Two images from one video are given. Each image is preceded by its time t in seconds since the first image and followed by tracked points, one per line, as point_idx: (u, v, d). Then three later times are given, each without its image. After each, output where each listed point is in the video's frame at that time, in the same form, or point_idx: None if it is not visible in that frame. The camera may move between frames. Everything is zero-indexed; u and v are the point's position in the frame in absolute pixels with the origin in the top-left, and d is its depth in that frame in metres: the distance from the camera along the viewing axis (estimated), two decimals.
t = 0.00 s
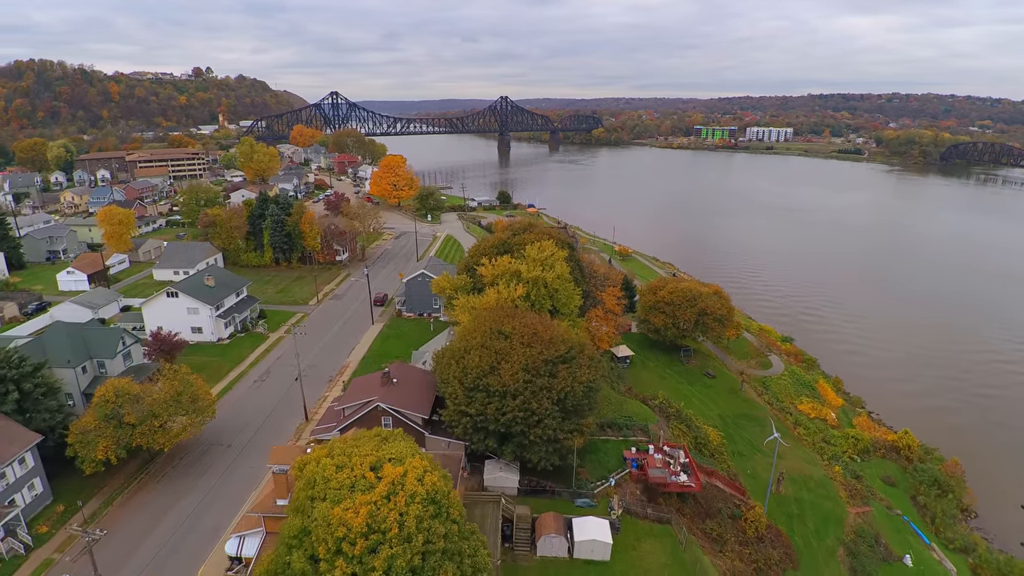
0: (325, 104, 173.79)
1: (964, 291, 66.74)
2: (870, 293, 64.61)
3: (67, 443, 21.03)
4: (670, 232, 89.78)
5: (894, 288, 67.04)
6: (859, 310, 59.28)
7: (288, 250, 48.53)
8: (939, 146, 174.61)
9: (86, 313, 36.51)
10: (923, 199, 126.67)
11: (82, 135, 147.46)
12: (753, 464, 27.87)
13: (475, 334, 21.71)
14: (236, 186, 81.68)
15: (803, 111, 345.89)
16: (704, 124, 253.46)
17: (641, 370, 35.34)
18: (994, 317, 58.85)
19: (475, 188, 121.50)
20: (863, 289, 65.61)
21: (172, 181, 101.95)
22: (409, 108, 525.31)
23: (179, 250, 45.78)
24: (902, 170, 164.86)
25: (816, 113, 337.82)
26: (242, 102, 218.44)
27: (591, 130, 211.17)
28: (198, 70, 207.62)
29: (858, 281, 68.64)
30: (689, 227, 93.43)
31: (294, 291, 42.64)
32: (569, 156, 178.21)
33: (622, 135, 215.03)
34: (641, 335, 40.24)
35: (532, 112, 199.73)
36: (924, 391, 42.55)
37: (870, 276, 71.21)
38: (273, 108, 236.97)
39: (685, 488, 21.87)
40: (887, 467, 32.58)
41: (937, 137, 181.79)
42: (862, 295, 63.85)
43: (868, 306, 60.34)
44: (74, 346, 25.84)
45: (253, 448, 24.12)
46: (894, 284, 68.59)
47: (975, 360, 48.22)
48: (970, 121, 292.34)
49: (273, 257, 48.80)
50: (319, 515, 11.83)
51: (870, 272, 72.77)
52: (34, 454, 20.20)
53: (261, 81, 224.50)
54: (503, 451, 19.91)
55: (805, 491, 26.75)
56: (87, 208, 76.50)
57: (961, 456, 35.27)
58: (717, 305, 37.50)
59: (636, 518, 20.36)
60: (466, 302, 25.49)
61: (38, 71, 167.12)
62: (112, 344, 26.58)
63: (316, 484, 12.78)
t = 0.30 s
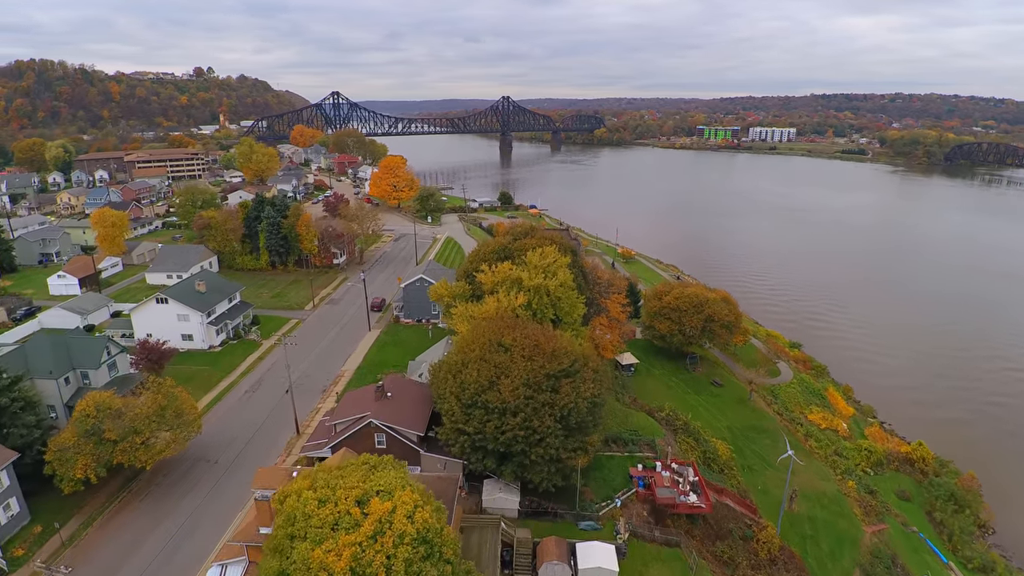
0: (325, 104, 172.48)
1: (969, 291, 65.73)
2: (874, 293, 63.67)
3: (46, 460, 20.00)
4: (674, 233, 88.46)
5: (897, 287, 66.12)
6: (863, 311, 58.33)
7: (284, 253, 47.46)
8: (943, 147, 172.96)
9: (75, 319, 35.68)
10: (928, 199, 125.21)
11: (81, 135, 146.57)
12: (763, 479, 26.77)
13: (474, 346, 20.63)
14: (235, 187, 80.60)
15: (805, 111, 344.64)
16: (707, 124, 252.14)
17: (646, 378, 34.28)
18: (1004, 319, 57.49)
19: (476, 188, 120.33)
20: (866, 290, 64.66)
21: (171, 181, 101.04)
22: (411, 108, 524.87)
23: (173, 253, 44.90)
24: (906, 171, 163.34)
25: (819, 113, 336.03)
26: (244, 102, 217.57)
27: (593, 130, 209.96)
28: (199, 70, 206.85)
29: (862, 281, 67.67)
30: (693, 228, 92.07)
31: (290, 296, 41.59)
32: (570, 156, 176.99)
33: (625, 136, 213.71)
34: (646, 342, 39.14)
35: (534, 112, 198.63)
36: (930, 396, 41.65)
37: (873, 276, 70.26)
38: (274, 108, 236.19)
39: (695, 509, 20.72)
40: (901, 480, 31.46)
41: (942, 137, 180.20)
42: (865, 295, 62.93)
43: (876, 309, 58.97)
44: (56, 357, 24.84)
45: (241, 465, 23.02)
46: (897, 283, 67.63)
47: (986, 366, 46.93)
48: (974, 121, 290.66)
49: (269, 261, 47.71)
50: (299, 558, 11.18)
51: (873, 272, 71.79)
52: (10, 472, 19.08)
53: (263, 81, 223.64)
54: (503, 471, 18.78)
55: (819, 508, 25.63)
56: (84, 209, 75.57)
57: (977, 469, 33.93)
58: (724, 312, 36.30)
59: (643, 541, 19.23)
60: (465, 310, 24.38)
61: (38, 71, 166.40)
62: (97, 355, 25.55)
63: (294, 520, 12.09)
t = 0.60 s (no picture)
0: (325, 104, 171.20)
1: (976, 292, 64.70)
2: (880, 294, 62.60)
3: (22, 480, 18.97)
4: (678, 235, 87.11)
5: (902, 288, 65.10)
6: (870, 313, 57.28)
7: (279, 256, 46.37)
8: (947, 147, 171.32)
9: (63, 325, 34.71)
10: (933, 200, 123.77)
11: (81, 135, 145.56)
12: (774, 497, 25.59)
13: (472, 359, 19.51)
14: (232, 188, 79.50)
15: (807, 112, 343.71)
16: (709, 125, 250.85)
17: (651, 388, 33.22)
18: (1015, 322, 56.09)
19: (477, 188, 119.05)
20: (872, 291, 63.63)
21: (169, 183, 100.09)
22: (412, 108, 524.40)
23: (166, 257, 43.95)
24: (910, 171, 161.77)
25: (822, 112, 334.40)
26: (245, 102, 216.64)
27: (595, 130, 208.69)
28: (200, 70, 206.12)
29: (867, 282, 66.60)
30: (697, 229, 90.69)
31: (285, 301, 40.52)
32: (572, 157, 175.68)
33: (627, 136, 212.38)
34: (650, 348, 38.03)
35: (535, 112, 197.65)
36: (940, 402, 40.61)
37: (878, 276, 69.26)
38: (275, 108, 235.36)
39: (705, 532, 19.55)
40: (916, 495, 30.31)
41: (946, 137, 178.57)
42: (871, 296, 61.92)
43: (885, 311, 57.58)
44: (37, 368, 23.82)
45: (229, 483, 21.96)
46: (902, 284, 66.70)
47: (998, 371, 45.56)
48: (978, 121, 289.29)
49: (264, 264, 46.61)
50: None
51: (879, 272, 70.74)
52: None
53: (264, 81, 222.81)
54: (502, 494, 17.64)
55: (833, 527, 24.49)
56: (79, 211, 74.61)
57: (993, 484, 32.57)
58: (732, 318, 35.11)
59: (651, 568, 18.09)
60: (462, 320, 23.24)
61: (39, 70, 165.67)
62: (79, 366, 24.53)
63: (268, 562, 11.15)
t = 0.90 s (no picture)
0: (326, 104, 170.21)
1: (981, 292, 63.68)
2: (885, 295, 61.53)
3: None
4: (681, 236, 85.89)
5: (906, 289, 64.09)
6: (875, 314, 56.16)
7: (275, 260, 45.28)
8: (952, 147, 169.81)
9: (50, 331, 33.72)
10: (938, 201, 122.42)
11: (81, 135, 144.65)
12: (786, 516, 24.41)
13: (469, 375, 18.37)
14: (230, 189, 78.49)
15: (809, 112, 342.61)
16: (712, 125, 249.55)
17: (657, 398, 32.12)
18: None
19: (478, 189, 117.92)
20: (876, 292, 62.59)
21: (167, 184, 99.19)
22: (414, 108, 523.76)
23: (159, 261, 42.97)
24: (914, 172, 160.35)
25: (825, 112, 332.89)
26: (246, 102, 215.80)
27: (596, 130, 207.61)
28: (201, 70, 205.41)
29: (871, 282, 65.55)
30: (701, 229, 89.47)
31: (280, 306, 39.48)
32: (574, 157, 174.70)
33: (629, 136, 211.19)
34: (655, 356, 36.95)
35: (537, 112, 196.64)
36: (949, 407, 39.56)
37: (881, 276, 68.23)
38: (276, 108, 234.49)
39: (716, 559, 18.33)
40: (931, 511, 29.09)
41: (950, 137, 176.94)
42: (876, 297, 60.86)
43: (894, 314, 56.26)
44: (16, 380, 22.77)
45: (217, 501, 20.90)
46: (906, 284, 65.72)
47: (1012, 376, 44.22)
48: (981, 121, 287.47)
49: (260, 267, 45.51)
50: None
51: (881, 272, 69.75)
52: None
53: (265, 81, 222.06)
54: (501, 520, 16.52)
55: (849, 550, 23.29)
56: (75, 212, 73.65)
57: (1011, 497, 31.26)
58: (740, 326, 33.85)
59: None
60: (460, 331, 22.16)
61: (39, 70, 165.01)
62: (60, 378, 23.47)
63: None
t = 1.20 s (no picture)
0: (326, 104, 169.21)
1: (1001, 296, 61.66)
2: (891, 296, 60.32)
3: None
4: (682, 236, 84.80)
5: (910, 290, 62.98)
6: (880, 317, 55.06)
7: (269, 264, 44.16)
8: (954, 147, 168.43)
9: (35, 339, 32.69)
10: (941, 201, 121.23)
11: (79, 135, 143.59)
12: (798, 536, 23.25)
13: (466, 392, 17.28)
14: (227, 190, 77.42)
15: (811, 112, 341.51)
16: (713, 125, 248.51)
17: (662, 409, 31.09)
18: None
19: (478, 189, 116.78)
20: (880, 293, 61.50)
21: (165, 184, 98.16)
22: (415, 108, 523.40)
23: (151, 265, 41.99)
24: (917, 172, 159.04)
25: (827, 112, 331.57)
26: (246, 102, 214.93)
27: (597, 130, 206.44)
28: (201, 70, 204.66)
29: (875, 283, 64.46)
30: (703, 230, 88.32)
31: (273, 311, 38.41)
32: (574, 157, 173.70)
33: (630, 136, 210.09)
34: (659, 363, 35.89)
35: (538, 112, 195.62)
36: (958, 414, 38.44)
37: (885, 277, 67.12)
38: (277, 108, 233.52)
39: None
40: (946, 526, 27.81)
41: (953, 137, 175.61)
42: (880, 298, 59.79)
43: (900, 316, 55.05)
44: None
45: (200, 522, 19.83)
46: (911, 285, 64.57)
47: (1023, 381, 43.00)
48: (983, 121, 286.03)
49: (254, 271, 44.43)
50: None
51: (885, 273, 68.67)
52: None
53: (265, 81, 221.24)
54: (499, 549, 15.38)
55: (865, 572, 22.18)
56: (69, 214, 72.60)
57: None
58: (747, 333, 32.74)
59: None
60: (456, 343, 21.05)
61: (38, 70, 164.36)
62: (39, 391, 22.50)
63: None
